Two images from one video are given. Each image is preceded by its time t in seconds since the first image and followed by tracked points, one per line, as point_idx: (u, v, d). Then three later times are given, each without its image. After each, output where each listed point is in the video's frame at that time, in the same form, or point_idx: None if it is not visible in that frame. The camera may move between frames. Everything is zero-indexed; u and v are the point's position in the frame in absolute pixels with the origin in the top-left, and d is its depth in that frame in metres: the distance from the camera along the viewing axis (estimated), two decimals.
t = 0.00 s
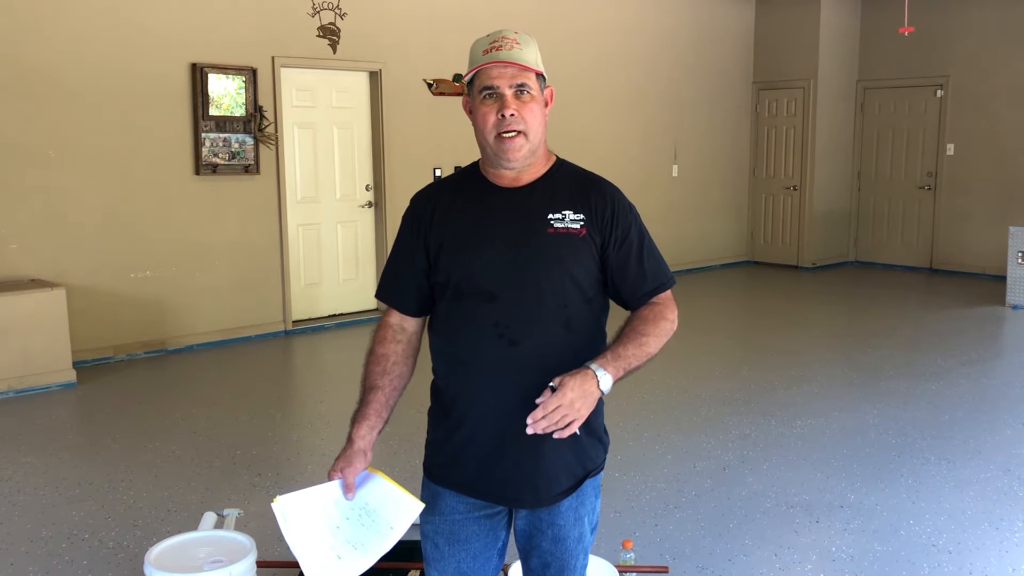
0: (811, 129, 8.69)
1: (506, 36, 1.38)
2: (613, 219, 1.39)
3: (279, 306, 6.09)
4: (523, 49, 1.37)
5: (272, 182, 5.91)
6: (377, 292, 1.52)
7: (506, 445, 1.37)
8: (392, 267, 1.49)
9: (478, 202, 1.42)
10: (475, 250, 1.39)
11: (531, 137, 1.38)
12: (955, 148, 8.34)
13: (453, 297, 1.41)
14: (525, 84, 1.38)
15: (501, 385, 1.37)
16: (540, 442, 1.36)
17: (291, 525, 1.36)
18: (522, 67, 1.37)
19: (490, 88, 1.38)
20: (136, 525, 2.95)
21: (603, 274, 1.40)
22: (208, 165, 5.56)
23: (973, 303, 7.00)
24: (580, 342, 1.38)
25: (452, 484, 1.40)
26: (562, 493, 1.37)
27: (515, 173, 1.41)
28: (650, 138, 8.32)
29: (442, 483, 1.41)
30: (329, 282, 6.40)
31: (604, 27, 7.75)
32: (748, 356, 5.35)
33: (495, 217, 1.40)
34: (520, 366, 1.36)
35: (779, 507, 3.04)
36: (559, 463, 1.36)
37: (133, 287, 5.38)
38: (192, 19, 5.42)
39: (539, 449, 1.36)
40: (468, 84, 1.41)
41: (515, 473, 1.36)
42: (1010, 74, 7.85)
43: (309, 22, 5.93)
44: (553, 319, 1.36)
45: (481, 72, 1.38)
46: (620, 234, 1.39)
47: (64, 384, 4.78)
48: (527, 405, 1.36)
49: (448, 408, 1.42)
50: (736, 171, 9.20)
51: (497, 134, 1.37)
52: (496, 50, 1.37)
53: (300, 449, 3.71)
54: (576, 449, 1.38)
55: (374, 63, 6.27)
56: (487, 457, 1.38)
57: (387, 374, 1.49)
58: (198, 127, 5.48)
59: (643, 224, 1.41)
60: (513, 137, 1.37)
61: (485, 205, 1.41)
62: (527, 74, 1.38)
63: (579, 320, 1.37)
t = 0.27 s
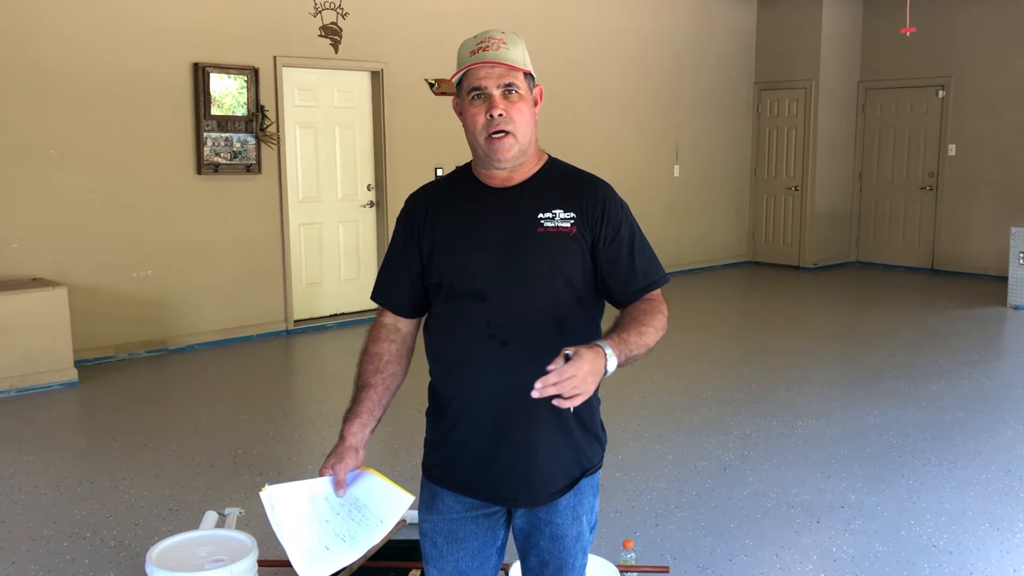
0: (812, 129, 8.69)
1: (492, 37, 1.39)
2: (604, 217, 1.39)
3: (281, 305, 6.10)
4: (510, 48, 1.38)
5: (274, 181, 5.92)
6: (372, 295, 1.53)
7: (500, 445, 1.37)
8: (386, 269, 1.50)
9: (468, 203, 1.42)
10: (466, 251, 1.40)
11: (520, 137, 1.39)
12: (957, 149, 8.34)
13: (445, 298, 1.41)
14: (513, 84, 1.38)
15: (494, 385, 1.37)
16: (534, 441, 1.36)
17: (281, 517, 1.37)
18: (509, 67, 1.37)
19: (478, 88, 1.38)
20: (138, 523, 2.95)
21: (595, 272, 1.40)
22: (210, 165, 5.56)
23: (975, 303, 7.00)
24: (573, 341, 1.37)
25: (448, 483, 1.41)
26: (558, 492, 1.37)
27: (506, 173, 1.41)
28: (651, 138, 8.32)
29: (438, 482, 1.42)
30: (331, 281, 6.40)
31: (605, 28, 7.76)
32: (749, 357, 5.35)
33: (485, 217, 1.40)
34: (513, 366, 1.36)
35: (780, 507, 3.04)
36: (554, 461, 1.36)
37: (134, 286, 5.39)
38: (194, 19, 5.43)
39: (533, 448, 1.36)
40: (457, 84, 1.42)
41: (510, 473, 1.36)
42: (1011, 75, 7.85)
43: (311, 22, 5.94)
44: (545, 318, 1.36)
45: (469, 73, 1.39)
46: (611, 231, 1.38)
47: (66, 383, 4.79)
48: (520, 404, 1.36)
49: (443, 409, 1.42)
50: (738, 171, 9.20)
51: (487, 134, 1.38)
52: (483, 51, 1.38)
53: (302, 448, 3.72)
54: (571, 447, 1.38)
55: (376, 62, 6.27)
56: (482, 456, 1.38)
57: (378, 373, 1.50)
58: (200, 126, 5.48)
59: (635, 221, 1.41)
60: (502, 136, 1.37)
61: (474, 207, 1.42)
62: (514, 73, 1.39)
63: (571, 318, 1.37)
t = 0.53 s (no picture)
0: (813, 130, 8.69)
1: (485, 38, 1.39)
2: (599, 216, 1.39)
3: (282, 305, 6.11)
4: (502, 49, 1.38)
5: (275, 181, 5.92)
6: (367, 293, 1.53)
7: (496, 444, 1.37)
8: (382, 268, 1.50)
9: (463, 202, 1.42)
10: (461, 251, 1.40)
11: (516, 137, 1.39)
12: (958, 149, 8.34)
13: (441, 298, 1.41)
14: (506, 85, 1.38)
15: (490, 384, 1.37)
16: (529, 440, 1.36)
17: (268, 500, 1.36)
18: (502, 68, 1.37)
19: (472, 90, 1.38)
20: (140, 523, 2.96)
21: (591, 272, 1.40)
22: (211, 165, 5.57)
23: (976, 304, 7.00)
24: (568, 340, 1.38)
25: (444, 483, 1.41)
26: (555, 492, 1.37)
27: (501, 173, 1.41)
28: (653, 138, 8.32)
29: (434, 482, 1.42)
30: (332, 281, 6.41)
31: (607, 28, 7.76)
32: (751, 357, 5.35)
33: (480, 217, 1.40)
34: (508, 366, 1.36)
35: (780, 508, 3.05)
36: (550, 461, 1.37)
37: (136, 286, 5.39)
38: (197, 19, 5.43)
39: (529, 448, 1.36)
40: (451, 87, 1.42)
41: (506, 472, 1.36)
42: (1013, 75, 7.84)
43: (313, 22, 5.94)
44: (540, 317, 1.36)
45: (462, 75, 1.39)
46: (606, 230, 1.38)
47: (67, 383, 4.79)
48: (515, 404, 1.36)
49: (439, 408, 1.43)
50: (739, 172, 9.20)
51: (482, 135, 1.38)
52: (475, 53, 1.38)
53: (303, 448, 3.72)
54: (567, 446, 1.38)
55: (377, 62, 6.28)
56: (478, 456, 1.38)
57: (370, 366, 1.50)
58: (201, 126, 5.49)
59: (630, 220, 1.41)
60: (498, 137, 1.37)
61: (469, 206, 1.42)
62: (506, 75, 1.39)
63: (567, 317, 1.37)
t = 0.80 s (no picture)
0: (814, 131, 8.69)
1: (485, 43, 1.40)
2: (600, 217, 1.40)
3: (284, 306, 6.11)
4: (504, 54, 1.39)
5: (276, 182, 5.93)
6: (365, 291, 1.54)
7: (496, 445, 1.37)
8: (381, 267, 1.50)
9: (465, 203, 1.43)
10: (463, 251, 1.40)
11: (520, 141, 1.39)
12: (959, 151, 8.34)
13: (442, 298, 1.42)
14: (509, 90, 1.39)
15: (489, 385, 1.38)
16: (529, 442, 1.37)
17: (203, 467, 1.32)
18: (504, 73, 1.38)
19: (475, 96, 1.39)
20: (141, 523, 2.96)
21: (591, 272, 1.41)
22: (212, 166, 5.57)
23: (977, 305, 7.00)
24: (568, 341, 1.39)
25: (443, 484, 1.41)
26: (553, 493, 1.38)
27: (504, 175, 1.41)
28: (654, 140, 8.32)
29: (434, 483, 1.42)
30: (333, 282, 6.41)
31: (608, 30, 7.76)
32: (752, 358, 5.35)
33: (482, 217, 1.40)
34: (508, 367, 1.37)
35: (781, 509, 3.05)
36: (549, 462, 1.37)
37: (137, 287, 5.40)
38: (198, 20, 5.44)
39: (529, 449, 1.36)
40: (453, 94, 1.42)
41: (505, 473, 1.36)
42: (1014, 77, 7.85)
43: (314, 24, 5.95)
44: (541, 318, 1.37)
45: (465, 82, 1.39)
46: (607, 232, 1.39)
47: (69, 383, 4.80)
48: (515, 405, 1.37)
49: (438, 408, 1.43)
50: (740, 173, 9.20)
51: (487, 140, 1.38)
52: (477, 58, 1.38)
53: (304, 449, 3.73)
54: (567, 447, 1.39)
55: (379, 64, 6.28)
56: (478, 457, 1.38)
57: (352, 356, 1.49)
58: (203, 128, 5.49)
59: (630, 222, 1.42)
60: (503, 142, 1.37)
61: (471, 205, 1.42)
62: (508, 80, 1.39)
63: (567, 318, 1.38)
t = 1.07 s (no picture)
0: (815, 133, 8.69)
1: (486, 44, 1.39)
2: (601, 222, 1.40)
3: (284, 307, 6.12)
4: (504, 55, 1.38)
5: (277, 183, 5.93)
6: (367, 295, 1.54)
7: (497, 449, 1.37)
8: (383, 271, 1.51)
9: (465, 208, 1.43)
10: (463, 256, 1.40)
11: (520, 144, 1.39)
12: (960, 152, 8.34)
13: (442, 303, 1.42)
14: (509, 92, 1.39)
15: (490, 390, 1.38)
16: (530, 446, 1.37)
17: (238, 506, 1.37)
18: (504, 75, 1.38)
19: (475, 98, 1.38)
20: (141, 524, 2.96)
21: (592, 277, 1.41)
22: (213, 167, 5.58)
23: (977, 307, 7.00)
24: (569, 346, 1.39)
25: (443, 488, 1.41)
26: (554, 497, 1.38)
27: (504, 179, 1.41)
28: (654, 141, 8.33)
29: (434, 486, 1.42)
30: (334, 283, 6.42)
31: (608, 31, 7.77)
32: (752, 360, 5.35)
33: (482, 222, 1.40)
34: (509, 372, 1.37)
35: (781, 511, 3.05)
36: (550, 466, 1.37)
37: (138, 288, 5.40)
38: (199, 22, 5.45)
39: (530, 453, 1.37)
40: (453, 96, 1.42)
41: (506, 477, 1.37)
42: (1015, 79, 7.84)
43: (315, 25, 5.96)
44: (542, 324, 1.37)
45: (464, 83, 1.39)
46: (607, 237, 1.39)
47: (70, 385, 4.79)
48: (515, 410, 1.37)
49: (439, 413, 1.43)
50: (741, 175, 9.20)
51: (486, 143, 1.38)
52: (477, 59, 1.38)
53: (305, 450, 3.73)
54: (568, 451, 1.39)
55: (379, 65, 6.29)
56: (478, 461, 1.38)
57: (369, 369, 1.51)
58: (204, 129, 5.50)
59: (631, 226, 1.42)
60: (503, 144, 1.37)
61: (471, 211, 1.42)
62: (508, 82, 1.39)
63: (568, 323, 1.38)
